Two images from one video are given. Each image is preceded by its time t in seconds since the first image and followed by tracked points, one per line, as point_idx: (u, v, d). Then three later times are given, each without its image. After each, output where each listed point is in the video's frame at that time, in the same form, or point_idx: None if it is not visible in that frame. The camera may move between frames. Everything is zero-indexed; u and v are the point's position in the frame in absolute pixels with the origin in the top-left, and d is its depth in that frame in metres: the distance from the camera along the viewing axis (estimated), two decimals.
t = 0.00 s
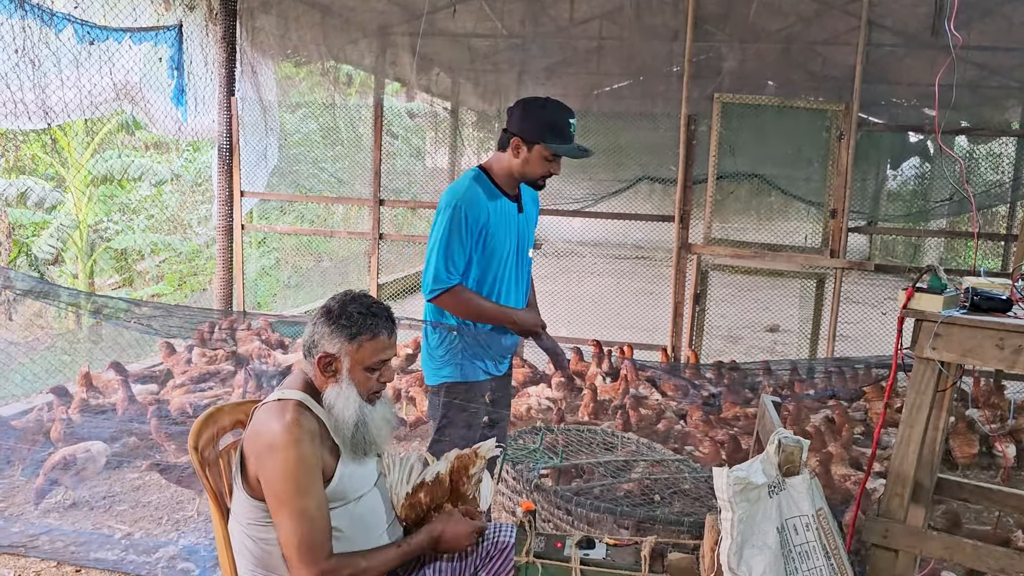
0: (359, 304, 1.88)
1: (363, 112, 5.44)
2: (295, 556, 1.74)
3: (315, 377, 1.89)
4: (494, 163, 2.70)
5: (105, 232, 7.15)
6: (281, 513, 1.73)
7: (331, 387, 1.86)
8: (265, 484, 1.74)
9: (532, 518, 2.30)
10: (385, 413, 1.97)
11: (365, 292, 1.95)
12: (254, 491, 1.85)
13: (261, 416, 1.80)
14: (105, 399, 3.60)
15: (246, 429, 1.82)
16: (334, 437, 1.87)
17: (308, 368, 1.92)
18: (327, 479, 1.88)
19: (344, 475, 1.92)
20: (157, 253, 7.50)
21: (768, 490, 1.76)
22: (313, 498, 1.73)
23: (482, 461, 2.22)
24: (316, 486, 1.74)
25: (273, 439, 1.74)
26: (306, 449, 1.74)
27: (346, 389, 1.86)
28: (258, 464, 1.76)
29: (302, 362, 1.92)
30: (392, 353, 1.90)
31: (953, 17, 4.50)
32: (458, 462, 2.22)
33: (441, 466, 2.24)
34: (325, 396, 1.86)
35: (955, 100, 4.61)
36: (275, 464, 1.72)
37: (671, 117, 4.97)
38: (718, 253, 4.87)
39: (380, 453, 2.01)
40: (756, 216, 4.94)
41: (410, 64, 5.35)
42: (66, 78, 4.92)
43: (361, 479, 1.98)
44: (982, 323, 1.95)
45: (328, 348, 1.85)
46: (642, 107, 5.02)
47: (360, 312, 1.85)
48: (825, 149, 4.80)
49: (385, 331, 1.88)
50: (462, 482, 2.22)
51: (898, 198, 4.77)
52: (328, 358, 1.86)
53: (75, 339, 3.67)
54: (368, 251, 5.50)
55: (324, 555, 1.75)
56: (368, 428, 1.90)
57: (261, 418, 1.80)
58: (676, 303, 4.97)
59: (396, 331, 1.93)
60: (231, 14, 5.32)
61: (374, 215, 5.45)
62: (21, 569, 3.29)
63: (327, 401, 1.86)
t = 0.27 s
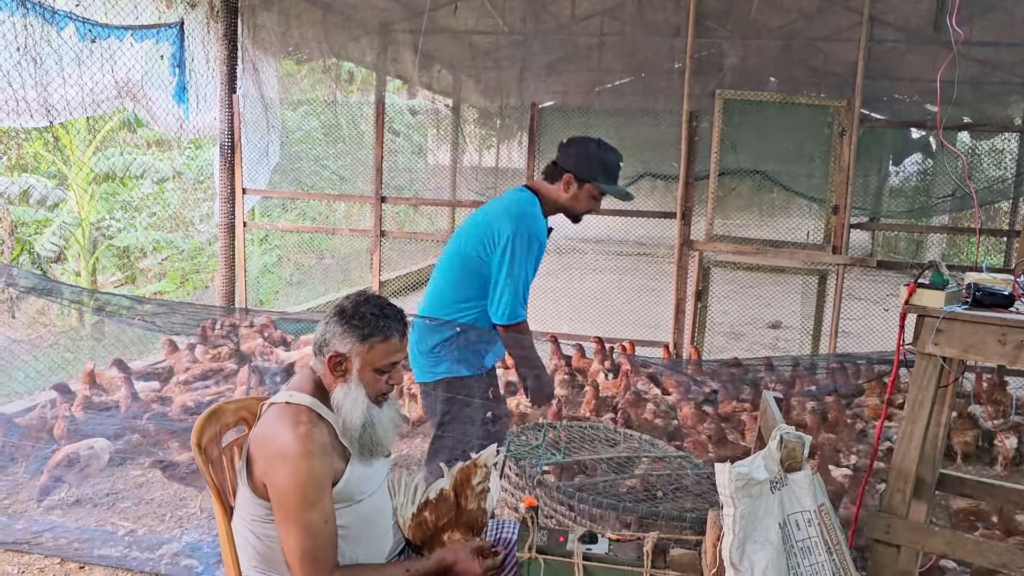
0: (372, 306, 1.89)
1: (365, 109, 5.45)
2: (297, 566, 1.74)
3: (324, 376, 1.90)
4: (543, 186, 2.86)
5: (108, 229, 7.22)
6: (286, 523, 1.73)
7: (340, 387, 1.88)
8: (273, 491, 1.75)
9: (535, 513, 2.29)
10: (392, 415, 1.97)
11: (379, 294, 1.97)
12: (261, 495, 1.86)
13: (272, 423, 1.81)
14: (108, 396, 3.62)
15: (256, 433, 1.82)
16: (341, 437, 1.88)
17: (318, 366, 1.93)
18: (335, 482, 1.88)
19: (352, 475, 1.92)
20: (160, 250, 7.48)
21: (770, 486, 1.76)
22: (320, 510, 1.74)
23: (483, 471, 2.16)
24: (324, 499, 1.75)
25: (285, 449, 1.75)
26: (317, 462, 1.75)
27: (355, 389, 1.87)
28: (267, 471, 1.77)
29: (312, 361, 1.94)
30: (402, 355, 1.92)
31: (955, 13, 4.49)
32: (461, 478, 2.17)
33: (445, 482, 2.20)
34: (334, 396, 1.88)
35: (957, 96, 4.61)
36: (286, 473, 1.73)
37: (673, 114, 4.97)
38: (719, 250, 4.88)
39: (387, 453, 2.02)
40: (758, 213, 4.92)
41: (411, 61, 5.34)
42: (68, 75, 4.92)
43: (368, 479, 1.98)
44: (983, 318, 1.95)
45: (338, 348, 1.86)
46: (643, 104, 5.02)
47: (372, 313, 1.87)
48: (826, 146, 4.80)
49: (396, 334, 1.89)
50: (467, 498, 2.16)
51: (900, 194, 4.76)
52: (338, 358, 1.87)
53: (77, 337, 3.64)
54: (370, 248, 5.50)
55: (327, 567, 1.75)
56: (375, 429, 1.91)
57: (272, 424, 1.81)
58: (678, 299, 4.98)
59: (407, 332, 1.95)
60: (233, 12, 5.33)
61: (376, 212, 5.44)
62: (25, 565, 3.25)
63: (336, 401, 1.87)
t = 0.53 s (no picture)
0: (381, 308, 1.88)
1: (361, 106, 5.43)
2: (293, 564, 1.75)
3: (330, 376, 1.90)
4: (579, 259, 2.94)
5: (104, 227, 7.16)
6: (284, 521, 1.74)
7: (345, 387, 1.87)
8: (272, 489, 1.76)
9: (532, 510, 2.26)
10: (397, 417, 1.96)
11: (387, 296, 1.96)
12: (260, 491, 1.87)
13: (274, 420, 1.82)
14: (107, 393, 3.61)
15: (258, 430, 1.83)
16: (344, 438, 1.87)
17: (324, 365, 1.92)
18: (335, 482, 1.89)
19: (354, 475, 1.93)
20: (156, 248, 7.49)
21: (768, 481, 1.76)
22: (319, 510, 1.75)
23: (478, 475, 2.06)
24: (324, 498, 1.76)
25: (285, 448, 1.75)
26: (318, 462, 1.76)
27: (359, 390, 1.86)
28: (267, 469, 1.78)
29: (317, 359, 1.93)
30: (408, 359, 1.90)
31: (952, 9, 4.49)
32: (456, 484, 2.08)
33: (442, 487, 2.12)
34: (338, 396, 1.87)
35: (954, 92, 4.61)
36: (286, 472, 1.74)
37: (670, 110, 4.98)
38: (717, 246, 4.86)
39: (389, 455, 2.02)
40: (756, 209, 4.91)
41: (408, 58, 5.33)
42: (63, 71, 4.90)
43: (370, 479, 1.99)
44: (980, 314, 1.95)
45: (345, 348, 1.85)
46: (640, 100, 5.02)
47: (380, 315, 1.86)
48: (823, 142, 4.79)
49: (403, 337, 1.88)
50: (464, 504, 2.08)
51: (897, 190, 4.77)
52: (344, 358, 1.86)
53: (75, 334, 3.66)
54: (367, 246, 5.50)
55: (324, 567, 1.77)
56: (379, 432, 1.90)
57: (274, 422, 1.81)
58: (675, 295, 4.99)
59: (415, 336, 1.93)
60: (229, 9, 5.33)
61: (373, 210, 5.48)
62: (23, 563, 3.26)
63: (340, 401, 1.86)
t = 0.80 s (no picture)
0: (382, 308, 1.88)
1: (354, 103, 5.42)
2: (290, 561, 1.76)
3: (329, 375, 1.90)
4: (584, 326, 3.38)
5: (97, 225, 7.05)
6: (281, 519, 1.74)
7: (345, 386, 1.87)
8: (269, 487, 1.75)
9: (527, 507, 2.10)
10: (394, 418, 1.97)
11: (389, 296, 1.96)
12: (255, 488, 1.86)
13: (271, 418, 1.81)
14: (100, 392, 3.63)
15: (255, 427, 1.82)
16: (342, 437, 1.88)
17: (323, 363, 1.92)
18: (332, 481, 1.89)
19: (351, 474, 1.93)
20: (149, 245, 7.49)
21: (760, 478, 1.77)
22: (316, 508, 1.76)
23: (470, 474, 2.02)
24: (320, 497, 1.76)
25: (282, 446, 1.75)
26: (315, 460, 1.76)
27: (359, 389, 1.86)
28: (264, 467, 1.78)
29: (317, 358, 1.93)
30: (408, 359, 1.91)
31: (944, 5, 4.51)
32: (450, 483, 2.05)
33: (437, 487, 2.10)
34: (337, 395, 1.87)
35: (946, 88, 4.62)
36: (283, 470, 1.74)
37: (663, 107, 4.97)
38: (710, 243, 4.87)
39: (387, 455, 2.03)
40: (748, 207, 4.92)
41: (401, 55, 5.30)
42: (55, 69, 4.88)
43: (366, 478, 1.99)
44: (973, 310, 1.96)
45: (346, 347, 1.85)
46: (633, 97, 5.02)
47: (382, 315, 1.86)
48: (816, 139, 4.80)
49: (404, 338, 1.88)
50: (458, 503, 2.04)
51: (890, 186, 4.78)
52: (345, 357, 1.86)
53: (67, 333, 3.60)
54: (360, 243, 5.49)
55: (321, 564, 1.78)
56: (376, 431, 1.91)
57: (271, 419, 1.81)
58: (669, 292, 4.99)
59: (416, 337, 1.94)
60: (221, 5, 5.32)
61: (366, 206, 5.42)
62: (16, 562, 3.12)
63: (339, 400, 1.86)
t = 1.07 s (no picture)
0: (384, 305, 1.88)
1: (350, 98, 5.40)
2: (291, 555, 1.76)
3: (328, 370, 1.89)
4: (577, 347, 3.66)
5: (92, 220, 7.02)
6: (282, 514, 1.74)
7: (344, 382, 1.87)
8: (269, 482, 1.75)
9: (523, 501, 2.07)
10: (393, 415, 1.97)
11: (390, 293, 1.96)
12: (254, 483, 1.86)
13: (270, 413, 1.80)
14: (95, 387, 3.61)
15: (254, 422, 1.82)
16: (341, 432, 1.87)
17: (322, 359, 1.92)
18: (331, 475, 1.89)
19: (350, 470, 1.93)
20: (144, 241, 7.41)
21: (758, 473, 1.77)
22: (317, 503, 1.76)
23: (466, 472, 2.00)
24: (321, 492, 1.76)
25: (282, 442, 1.74)
26: (315, 456, 1.75)
27: (359, 386, 1.86)
28: (264, 462, 1.77)
29: (316, 354, 1.92)
30: (408, 356, 1.91)
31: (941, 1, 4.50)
32: (446, 481, 2.04)
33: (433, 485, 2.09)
34: (337, 391, 1.87)
35: (942, 84, 4.63)
36: (282, 466, 1.73)
37: (659, 103, 4.97)
38: (706, 239, 4.89)
39: (385, 451, 2.03)
40: (745, 202, 4.93)
41: (397, 50, 5.29)
42: (49, 63, 4.90)
43: (365, 474, 1.99)
44: (969, 305, 1.96)
45: (346, 344, 1.85)
46: (630, 93, 5.01)
47: (383, 312, 1.86)
48: (812, 134, 4.81)
49: (405, 335, 1.88)
50: (455, 501, 2.04)
51: (886, 182, 4.79)
52: (345, 353, 1.86)
53: (62, 328, 3.61)
54: (357, 238, 5.53)
55: (323, 558, 1.78)
56: (375, 428, 1.90)
57: (270, 415, 1.80)
58: (665, 288, 4.99)
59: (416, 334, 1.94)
60: None
61: (362, 202, 5.44)
62: (12, 558, 3.14)
63: (338, 396, 1.86)
